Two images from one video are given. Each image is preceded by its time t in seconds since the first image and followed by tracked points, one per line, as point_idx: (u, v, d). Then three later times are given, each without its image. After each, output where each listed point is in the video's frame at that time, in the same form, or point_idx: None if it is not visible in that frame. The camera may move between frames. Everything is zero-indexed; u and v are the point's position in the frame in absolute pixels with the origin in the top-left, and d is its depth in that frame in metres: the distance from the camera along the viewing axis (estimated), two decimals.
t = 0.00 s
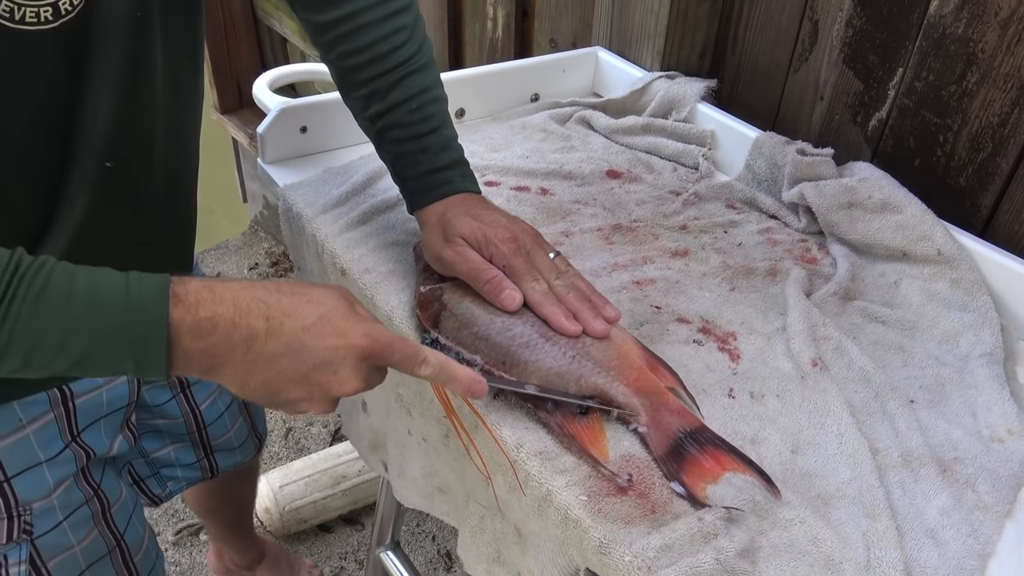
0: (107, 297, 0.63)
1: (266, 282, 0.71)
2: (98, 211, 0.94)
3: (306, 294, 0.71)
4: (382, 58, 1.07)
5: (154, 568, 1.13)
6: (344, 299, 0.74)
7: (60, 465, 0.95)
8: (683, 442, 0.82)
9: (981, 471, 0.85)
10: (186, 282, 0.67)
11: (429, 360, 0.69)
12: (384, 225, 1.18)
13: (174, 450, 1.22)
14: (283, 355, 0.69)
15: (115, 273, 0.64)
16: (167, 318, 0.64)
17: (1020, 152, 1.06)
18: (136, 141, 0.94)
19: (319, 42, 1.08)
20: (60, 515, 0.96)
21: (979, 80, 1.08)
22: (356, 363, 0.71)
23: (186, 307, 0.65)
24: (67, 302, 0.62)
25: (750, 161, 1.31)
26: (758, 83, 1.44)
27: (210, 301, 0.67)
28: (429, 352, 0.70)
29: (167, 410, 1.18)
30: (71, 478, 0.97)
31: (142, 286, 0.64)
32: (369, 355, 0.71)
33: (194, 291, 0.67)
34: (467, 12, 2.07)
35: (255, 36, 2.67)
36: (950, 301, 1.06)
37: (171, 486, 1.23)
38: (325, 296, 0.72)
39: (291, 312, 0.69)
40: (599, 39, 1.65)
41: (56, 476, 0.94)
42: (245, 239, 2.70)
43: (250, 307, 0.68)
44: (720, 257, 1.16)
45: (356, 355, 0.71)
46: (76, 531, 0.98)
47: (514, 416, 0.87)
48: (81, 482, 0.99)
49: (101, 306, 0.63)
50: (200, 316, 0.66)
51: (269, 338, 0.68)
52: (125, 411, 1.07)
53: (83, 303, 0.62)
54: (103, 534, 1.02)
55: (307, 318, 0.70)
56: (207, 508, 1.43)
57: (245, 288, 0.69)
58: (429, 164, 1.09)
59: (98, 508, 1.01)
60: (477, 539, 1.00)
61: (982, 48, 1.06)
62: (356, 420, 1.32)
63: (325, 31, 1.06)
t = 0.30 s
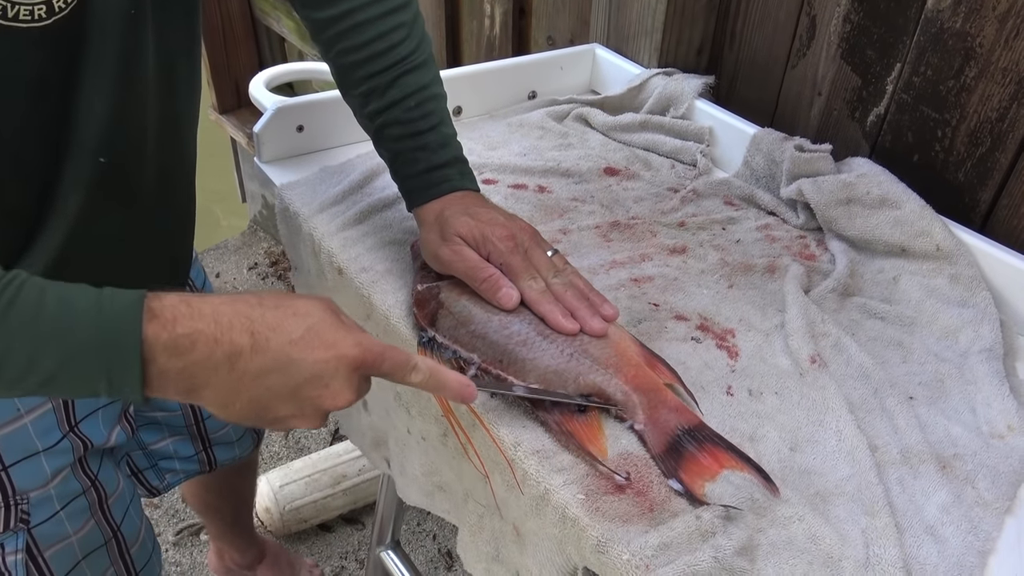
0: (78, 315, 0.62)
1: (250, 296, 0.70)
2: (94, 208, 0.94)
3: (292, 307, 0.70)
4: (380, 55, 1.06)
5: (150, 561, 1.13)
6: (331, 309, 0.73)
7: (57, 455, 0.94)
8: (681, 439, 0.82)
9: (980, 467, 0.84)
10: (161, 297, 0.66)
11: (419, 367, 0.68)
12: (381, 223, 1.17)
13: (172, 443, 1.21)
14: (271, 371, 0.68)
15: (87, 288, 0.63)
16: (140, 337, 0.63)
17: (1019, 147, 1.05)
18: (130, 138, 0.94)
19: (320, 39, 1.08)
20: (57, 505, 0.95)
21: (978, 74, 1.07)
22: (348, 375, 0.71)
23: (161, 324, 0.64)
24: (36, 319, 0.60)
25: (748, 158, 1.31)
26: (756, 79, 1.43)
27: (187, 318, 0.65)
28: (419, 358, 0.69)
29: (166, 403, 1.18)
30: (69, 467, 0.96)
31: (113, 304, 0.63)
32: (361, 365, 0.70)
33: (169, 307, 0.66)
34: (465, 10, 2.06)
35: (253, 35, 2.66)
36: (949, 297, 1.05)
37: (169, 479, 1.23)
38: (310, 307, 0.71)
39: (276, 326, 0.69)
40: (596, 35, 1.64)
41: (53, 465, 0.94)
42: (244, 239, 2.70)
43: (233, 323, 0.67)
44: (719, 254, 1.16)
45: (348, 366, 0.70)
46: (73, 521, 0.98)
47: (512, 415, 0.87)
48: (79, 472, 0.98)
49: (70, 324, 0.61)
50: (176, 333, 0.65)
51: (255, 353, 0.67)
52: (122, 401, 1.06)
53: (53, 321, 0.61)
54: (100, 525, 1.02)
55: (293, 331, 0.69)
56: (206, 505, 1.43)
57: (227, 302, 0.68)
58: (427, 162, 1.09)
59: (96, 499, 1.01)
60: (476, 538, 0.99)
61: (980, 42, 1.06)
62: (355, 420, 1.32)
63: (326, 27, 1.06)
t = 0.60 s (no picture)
0: (96, 319, 0.62)
1: (262, 297, 0.69)
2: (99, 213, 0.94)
3: (303, 309, 0.69)
4: (379, 57, 1.06)
5: (152, 563, 1.13)
6: (342, 311, 0.71)
7: (60, 457, 0.94)
8: (681, 441, 0.82)
9: (981, 469, 0.84)
10: (174, 299, 0.66)
11: (428, 371, 0.68)
12: (381, 225, 1.17)
13: (174, 445, 1.21)
14: (282, 374, 0.68)
15: (102, 293, 0.64)
16: (156, 341, 0.63)
17: (1019, 146, 1.05)
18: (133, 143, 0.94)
19: (318, 41, 1.08)
20: (61, 508, 0.96)
21: (978, 74, 1.07)
22: (357, 380, 0.69)
23: (176, 329, 0.64)
24: (55, 323, 0.61)
25: (749, 158, 1.30)
26: (756, 79, 1.43)
27: (201, 322, 0.65)
28: (429, 360, 0.69)
29: (168, 404, 1.18)
30: (72, 469, 0.96)
31: (129, 309, 0.63)
32: (369, 370, 0.69)
33: (183, 311, 0.65)
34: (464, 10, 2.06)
35: (253, 36, 2.66)
36: (950, 297, 1.05)
37: (172, 480, 1.23)
38: (320, 309, 0.70)
39: (287, 329, 0.67)
40: (596, 36, 1.64)
41: (57, 467, 0.94)
42: (245, 240, 2.70)
43: (245, 329, 0.66)
44: (719, 255, 1.16)
45: (356, 371, 0.69)
46: (77, 523, 0.98)
47: (512, 418, 0.87)
48: (82, 474, 0.98)
49: (86, 329, 0.62)
50: (191, 339, 0.65)
51: (267, 356, 0.67)
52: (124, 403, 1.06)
53: (71, 325, 0.61)
54: (103, 527, 1.02)
55: (304, 336, 0.68)
56: (207, 506, 1.43)
57: (239, 306, 0.67)
58: (426, 164, 1.09)
59: (99, 501, 1.01)
60: (476, 540, 0.99)
61: (980, 42, 1.05)
62: (355, 422, 1.32)
63: (325, 30, 1.06)
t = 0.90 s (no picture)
0: (70, 344, 0.62)
1: (245, 317, 0.70)
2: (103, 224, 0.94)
3: (286, 327, 0.70)
4: (381, 63, 1.06)
5: (155, 566, 1.14)
6: (324, 330, 0.71)
7: (62, 464, 0.94)
8: (683, 445, 0.81)
9: (985, 473, 0.84)
10: (153, 319, 0.67)
11: (411, 386, 0.67)
12: (383, 228, 1.17)
13: (173, 450, 1.21)
14: (266, 395, 0.68)
15: (79, 317, 0.63)
16: (135, 362, 0.64)
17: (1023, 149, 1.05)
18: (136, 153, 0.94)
19: (319, 46, 1.08)
20: (61, 514, 0.96)
21: (981, 76, 1.07)
22: (344, 397, 0.69)
23: (155, 349, 0.65)
24: (28, 350, 0.61)
25: (751, 161, 1.30)
26: (758, 82, 1.43)
27: (181, 342, 0.67)
28: (412, 376, 0.69)
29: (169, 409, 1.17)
30: (74, 476, 0.96)
31: (104, 334, 0.63)
32: (355, 388, 0.69)
33: (160, 331, 0.67)
34: (466, 13, 2.06)
35: (256, 39, 2.67)
36: (953, 300, 1.05)
37: (170, 485, 1.23)
38: (303, 326, 0.70)
39: (269, 349, 0.68)
40: (598, 38, 1.64)
41: (58, 474, 0.94)
42: (248, 242, 2.70)
43: (227, 347, 0.67)
44: (721, 258, 1.16)
45: (344, 388, 0.69)
46: (77, 529, 0.98)
47: (513, 423, 0.87)
48: (84, 481, 0.98)
49: (60, 354, 0.62)
50: (171, 359, 0.66)
51: (251, 377, 0.68)
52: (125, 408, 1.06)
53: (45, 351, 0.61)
54: (104, 533, 1.03)
55: (288, 354, 0.68)
56: (208, 509, 1.43)
57: (220, 326, 0.69)
58: (428, 169, 1.09)
59: (100, 508, 1.01)
60: (478, 544, 0.99)
61: (984, 44, 1.05)
62: (356, 426, 1.31)
63: (325, 35, 1.06)
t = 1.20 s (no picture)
0: (64, 346, 0.62)
1: (242, 313, 0.71)
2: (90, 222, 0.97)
3: (286, 325, 0.71)
4: (381, 67, 1.06)
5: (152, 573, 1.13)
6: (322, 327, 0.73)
7: (57, 473, 0.94)
8: (685, 451, 0.81)
9: (991, 478, 0.83)
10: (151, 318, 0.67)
11: (408, 386, 0.69)
12: (386, 232, 1.17)
13: (173, 455, 1.22)
14: (266, 393, 0.69)
15: (72, 318, 0.63)
16: (131, 362, 0.64)
17: None
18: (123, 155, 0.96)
19: (321, 50, 1.08)
20: (56, 522, 0.96)
21: (986, 79, 1.06)
22: (344, 396, 0.70)
23: (153, 346, 0.65)
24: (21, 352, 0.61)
25: (754, 164, 1.30)
26: (762, 84, 1.42)
27: (179, 339, 0.66)
28: (408, 375, 0.70)
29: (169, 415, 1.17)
30: (70, 484, 0.97)
31: (98, 334, 0.63)
32: (356, 385, 0.70)
33: (159, 328, 0.67)
34: (470, 16, 2.06)
35: (259, 42, 2.67)
36: (958, 304, 1.04)
37: (170, 491, 1.24)
38: (303, 324, 0.72)
39: (269, 345, 0.69)
40: (601, 41, 1.64)
41: (53, 483, 0.94)
42: (251, 245, 2.70)
43: (227, 343, 0.68)
44: (725, 261, 1.15)
45: (345, 385, 0.70)
46: (72, 537, 0.98)
47: (518, 427, 0.86)
48: (79, 488, 0.99)
49: (54, 356, 0.62)
50: (169, 357, 0.65)
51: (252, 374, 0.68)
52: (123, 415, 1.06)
53: (40, 353, 0.61)
54: (100, 540, 1.02)
55: (288, 351, 0.69)
56: (210, 513, 1.43)
57: (219, 322, 0.69)
58: (431, 173, 1.09)
59: (96, 515, 1.01)
60: (481, 549, 0.99)
61: (988, 47, 1.05)
62: (359, 429, 1.31)
63: (326, 39, 1.06)
